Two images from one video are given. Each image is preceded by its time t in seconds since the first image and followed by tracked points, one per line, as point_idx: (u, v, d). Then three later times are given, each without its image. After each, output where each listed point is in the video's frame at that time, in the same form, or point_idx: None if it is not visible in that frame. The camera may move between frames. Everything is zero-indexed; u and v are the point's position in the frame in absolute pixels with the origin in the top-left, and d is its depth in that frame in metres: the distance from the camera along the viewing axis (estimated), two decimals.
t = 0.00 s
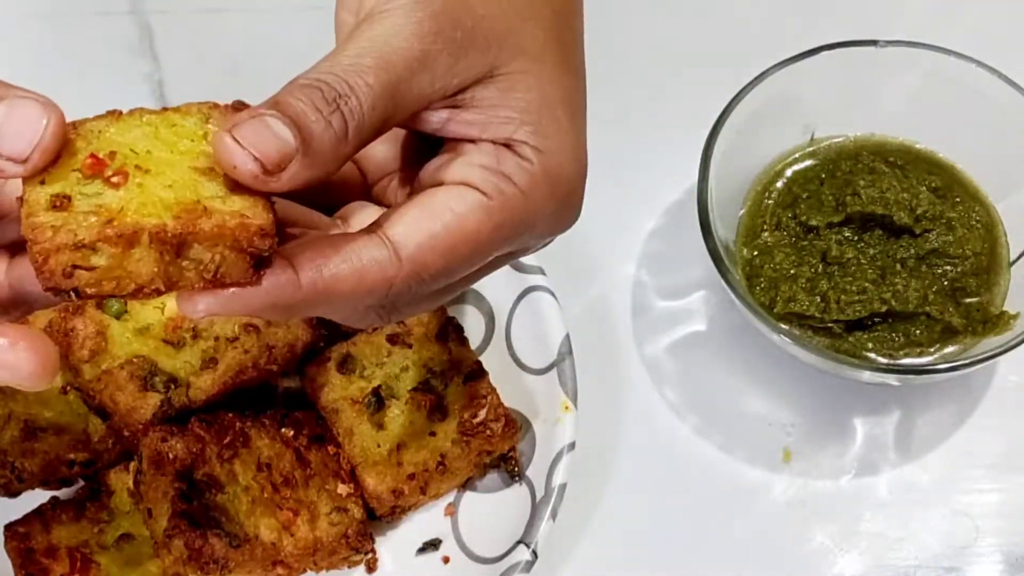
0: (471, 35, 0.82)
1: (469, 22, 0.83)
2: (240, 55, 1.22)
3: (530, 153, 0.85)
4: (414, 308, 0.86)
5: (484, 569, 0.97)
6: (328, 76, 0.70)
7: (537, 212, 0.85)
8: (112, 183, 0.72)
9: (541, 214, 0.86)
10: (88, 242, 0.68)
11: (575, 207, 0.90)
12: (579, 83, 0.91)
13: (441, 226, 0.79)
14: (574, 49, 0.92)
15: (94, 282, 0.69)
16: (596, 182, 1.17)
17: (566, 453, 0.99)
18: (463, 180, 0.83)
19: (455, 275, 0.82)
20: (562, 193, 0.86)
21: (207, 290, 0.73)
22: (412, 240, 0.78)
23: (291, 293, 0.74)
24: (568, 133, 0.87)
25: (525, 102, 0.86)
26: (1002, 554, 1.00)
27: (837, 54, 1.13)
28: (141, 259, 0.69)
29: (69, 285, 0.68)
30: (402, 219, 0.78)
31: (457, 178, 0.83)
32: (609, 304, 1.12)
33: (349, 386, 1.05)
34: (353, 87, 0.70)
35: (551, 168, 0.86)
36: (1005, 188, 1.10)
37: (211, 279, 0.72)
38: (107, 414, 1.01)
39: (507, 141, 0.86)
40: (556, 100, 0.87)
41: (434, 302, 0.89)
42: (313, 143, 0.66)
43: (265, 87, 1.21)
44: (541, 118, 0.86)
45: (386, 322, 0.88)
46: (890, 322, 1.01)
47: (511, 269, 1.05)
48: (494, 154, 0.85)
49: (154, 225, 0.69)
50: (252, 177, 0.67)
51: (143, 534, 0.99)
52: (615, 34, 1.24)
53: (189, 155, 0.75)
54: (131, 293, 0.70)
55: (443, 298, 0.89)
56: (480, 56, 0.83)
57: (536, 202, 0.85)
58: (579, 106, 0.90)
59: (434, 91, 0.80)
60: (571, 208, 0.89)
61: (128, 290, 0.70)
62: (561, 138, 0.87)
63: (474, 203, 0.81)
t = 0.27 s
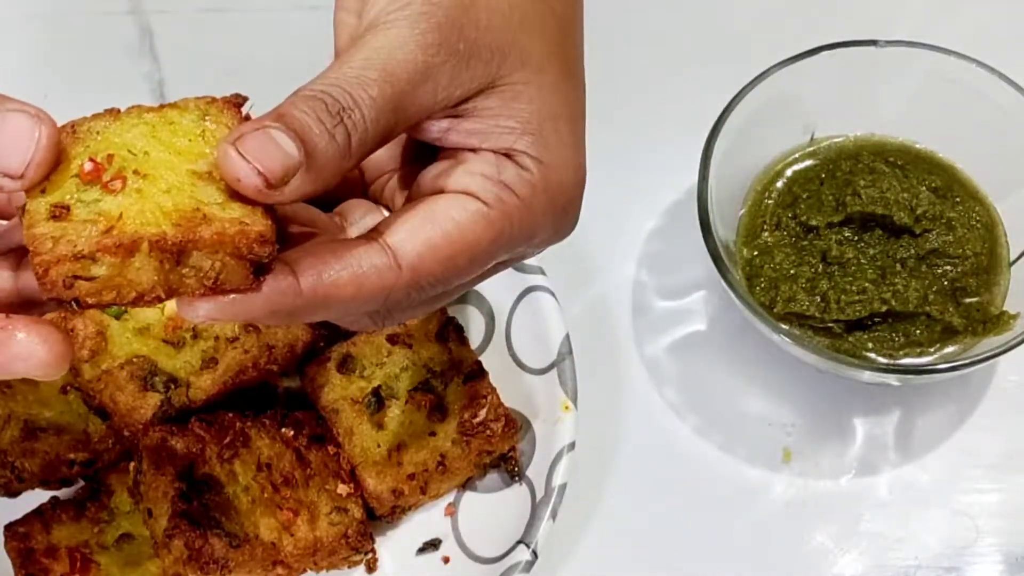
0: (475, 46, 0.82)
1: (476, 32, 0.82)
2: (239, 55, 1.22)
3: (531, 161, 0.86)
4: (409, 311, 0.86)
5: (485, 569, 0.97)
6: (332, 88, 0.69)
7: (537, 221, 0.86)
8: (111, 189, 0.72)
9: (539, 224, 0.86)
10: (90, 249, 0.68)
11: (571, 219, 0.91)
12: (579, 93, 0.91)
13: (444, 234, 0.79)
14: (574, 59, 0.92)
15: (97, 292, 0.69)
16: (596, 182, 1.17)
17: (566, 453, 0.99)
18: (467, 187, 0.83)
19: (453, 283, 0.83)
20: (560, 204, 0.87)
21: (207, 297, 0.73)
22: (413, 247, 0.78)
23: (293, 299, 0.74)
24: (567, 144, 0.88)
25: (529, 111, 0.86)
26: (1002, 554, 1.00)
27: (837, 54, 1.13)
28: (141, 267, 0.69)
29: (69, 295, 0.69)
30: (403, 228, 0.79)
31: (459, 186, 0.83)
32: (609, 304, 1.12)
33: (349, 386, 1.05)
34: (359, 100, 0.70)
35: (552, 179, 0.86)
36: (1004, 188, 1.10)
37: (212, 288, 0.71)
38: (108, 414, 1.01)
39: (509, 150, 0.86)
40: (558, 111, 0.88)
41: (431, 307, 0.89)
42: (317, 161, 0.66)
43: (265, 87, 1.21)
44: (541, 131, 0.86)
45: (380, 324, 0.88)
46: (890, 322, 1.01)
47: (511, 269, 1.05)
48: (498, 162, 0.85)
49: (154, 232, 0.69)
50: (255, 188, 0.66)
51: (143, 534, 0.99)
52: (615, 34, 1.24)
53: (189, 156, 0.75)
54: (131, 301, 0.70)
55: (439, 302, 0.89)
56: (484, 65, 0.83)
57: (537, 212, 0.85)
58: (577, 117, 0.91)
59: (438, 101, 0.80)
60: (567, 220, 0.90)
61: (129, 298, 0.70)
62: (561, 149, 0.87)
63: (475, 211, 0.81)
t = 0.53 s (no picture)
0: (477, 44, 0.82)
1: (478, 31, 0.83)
2: (239, 55, 1.22)
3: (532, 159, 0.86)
4: (413, 313, 0.87)
5: (485, 569, 0.97)
6: (334, 86, 0.70)
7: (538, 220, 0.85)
8: (112, 194, 0.72)
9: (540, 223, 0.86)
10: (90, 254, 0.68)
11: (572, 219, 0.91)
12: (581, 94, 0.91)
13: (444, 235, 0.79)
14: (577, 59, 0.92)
15: (98, 297, 0.69)
16: (596, 182, 1.17)
17: (566, 453, 0.99)
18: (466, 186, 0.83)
19: (455, 284, 0.82)
20: (561, 204, 0.87)
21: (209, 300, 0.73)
22: (413, 249, 0.78)
23: (294, 301, 0.74)
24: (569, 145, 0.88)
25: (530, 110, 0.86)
26: (1002, 554, 1.00)
27: (837, 53, 1.13)
28: (143, 272, 0.69)
29: (71, 300, 0.69)
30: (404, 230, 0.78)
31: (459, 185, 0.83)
32: (609, 304, 1.12)
33: (349, 386, 1.05)
34: (361, 97, 0.70)
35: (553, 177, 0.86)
36: (1004, 188, 1.10)
37: (212, 291, 0.71)
38: (108, 414, 1.01)
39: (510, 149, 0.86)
40: (559, 110, 0.88)
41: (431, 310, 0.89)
42: (321, 158, 0.66)
43: (265, 87, 1.21)
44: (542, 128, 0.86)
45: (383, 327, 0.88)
46: (890, 322, 1.01)
47: (511, 269, 1.05)
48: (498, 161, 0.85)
49: (154, 236, 0.69)
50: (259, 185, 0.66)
51: (143, 534, 0.99)
52: (615, 33, 1.24)
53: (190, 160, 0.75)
54: (133, 306, 0.70)
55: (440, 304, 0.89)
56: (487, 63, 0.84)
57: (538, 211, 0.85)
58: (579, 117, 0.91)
59: (440, 98, 0.80)
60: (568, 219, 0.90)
61: (130, 303, 0.70)
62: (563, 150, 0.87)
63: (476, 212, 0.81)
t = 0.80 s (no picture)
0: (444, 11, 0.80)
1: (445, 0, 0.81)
2: (239, 56, 1.22)
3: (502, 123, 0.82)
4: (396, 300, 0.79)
5: (485, 569, 0.97)
6: (297, 69, 0.70)
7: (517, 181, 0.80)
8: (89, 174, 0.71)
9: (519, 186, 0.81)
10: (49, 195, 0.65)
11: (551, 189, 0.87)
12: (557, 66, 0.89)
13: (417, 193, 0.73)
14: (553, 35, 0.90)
15: (51, 238, 0.65)
16: (596, 182, 1.17)
17: (566, 453, 0.99)
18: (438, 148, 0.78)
19: (438, 254, 0.76)
20: (537, 169, 0.83)
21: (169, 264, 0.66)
22: (385, 210, 0.72)
23: (258, 270, 0.66)
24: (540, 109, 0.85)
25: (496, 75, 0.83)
26: (1002, 554, 1.00)
27: (837, 54, 1.13)
28: (102, 219, 0.66)
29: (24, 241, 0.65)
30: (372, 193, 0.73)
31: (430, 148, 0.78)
32: (609, 304, 1.12)
33: (349, 386, 1.04)
34: (323, 79, 0.70)
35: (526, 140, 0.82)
36: (1004, 188, 1.10)
37: (165, 243, 0.67)
38: (108, 414, 1.01)
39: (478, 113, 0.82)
40: (526, 73, 0.85)
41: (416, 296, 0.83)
42: (278, 149, 0.66)
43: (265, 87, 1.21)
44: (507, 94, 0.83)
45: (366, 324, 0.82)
46: (890, 322, 1.01)
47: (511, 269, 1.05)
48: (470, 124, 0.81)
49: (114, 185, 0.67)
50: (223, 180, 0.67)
51: (143, 534, 0.99)
52: (615, 34, 1.24)
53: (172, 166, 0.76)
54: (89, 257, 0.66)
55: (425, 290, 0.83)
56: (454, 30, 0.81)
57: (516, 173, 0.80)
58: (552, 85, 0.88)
59: (408, 64, 0.78)
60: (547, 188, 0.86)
61: (82, 250, 0.65)
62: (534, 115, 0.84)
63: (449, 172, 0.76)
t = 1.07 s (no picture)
0: None
1: None
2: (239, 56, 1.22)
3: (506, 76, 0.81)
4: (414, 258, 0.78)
5: (485, 569, 0.97)
6: (273, 45, 0.73)
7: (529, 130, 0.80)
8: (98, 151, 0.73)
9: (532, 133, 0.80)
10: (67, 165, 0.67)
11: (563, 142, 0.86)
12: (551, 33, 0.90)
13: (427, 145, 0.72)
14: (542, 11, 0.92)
15: (66, 207, 0.67)
16: (597, 182, 1.17)
17: (566, 453, 0.98)
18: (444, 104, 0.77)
19: (451, 210, 0.74)
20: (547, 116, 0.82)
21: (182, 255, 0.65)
22: (395, 165, 0.71)
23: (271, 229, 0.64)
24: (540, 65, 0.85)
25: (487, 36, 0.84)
26: (1003, 554, 1.00)
27: (837, 54, 1.13)
28: (117, 192, 0.68)
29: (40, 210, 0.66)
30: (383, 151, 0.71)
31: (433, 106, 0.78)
32: (609, 304, 1.12)
33: (349, 386, 1.05)
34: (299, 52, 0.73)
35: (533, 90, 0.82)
36: (1004, 188, 1.10)
37: (180, 212, 0.68)
38: (108, 414, 1.01)
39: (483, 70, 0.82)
40: (510, 28, 0.85)
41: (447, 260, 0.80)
42: (252, 109, 0.68)
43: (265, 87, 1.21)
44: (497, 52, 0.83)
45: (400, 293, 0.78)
46: (890, 322, 1.01)
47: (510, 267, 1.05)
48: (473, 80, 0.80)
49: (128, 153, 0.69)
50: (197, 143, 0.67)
51: (143, 535, 0.99)
52: (615, 34, 1.24)
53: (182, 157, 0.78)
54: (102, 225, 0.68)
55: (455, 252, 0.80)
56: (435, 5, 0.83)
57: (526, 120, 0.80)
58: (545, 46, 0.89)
59: (382, 40, 0.80)
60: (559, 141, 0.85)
61: (96, 221, 0.67)
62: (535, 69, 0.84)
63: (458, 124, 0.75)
